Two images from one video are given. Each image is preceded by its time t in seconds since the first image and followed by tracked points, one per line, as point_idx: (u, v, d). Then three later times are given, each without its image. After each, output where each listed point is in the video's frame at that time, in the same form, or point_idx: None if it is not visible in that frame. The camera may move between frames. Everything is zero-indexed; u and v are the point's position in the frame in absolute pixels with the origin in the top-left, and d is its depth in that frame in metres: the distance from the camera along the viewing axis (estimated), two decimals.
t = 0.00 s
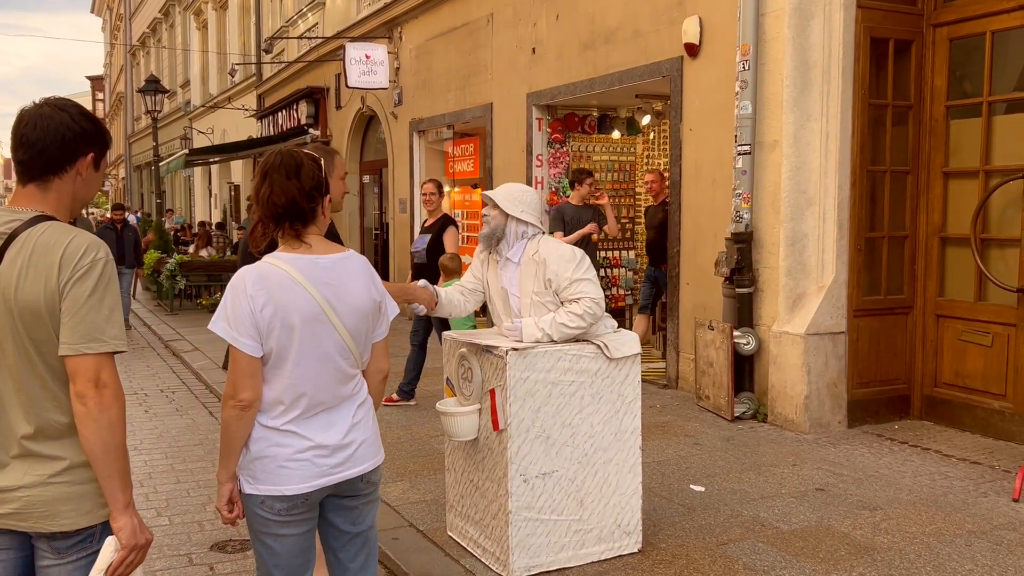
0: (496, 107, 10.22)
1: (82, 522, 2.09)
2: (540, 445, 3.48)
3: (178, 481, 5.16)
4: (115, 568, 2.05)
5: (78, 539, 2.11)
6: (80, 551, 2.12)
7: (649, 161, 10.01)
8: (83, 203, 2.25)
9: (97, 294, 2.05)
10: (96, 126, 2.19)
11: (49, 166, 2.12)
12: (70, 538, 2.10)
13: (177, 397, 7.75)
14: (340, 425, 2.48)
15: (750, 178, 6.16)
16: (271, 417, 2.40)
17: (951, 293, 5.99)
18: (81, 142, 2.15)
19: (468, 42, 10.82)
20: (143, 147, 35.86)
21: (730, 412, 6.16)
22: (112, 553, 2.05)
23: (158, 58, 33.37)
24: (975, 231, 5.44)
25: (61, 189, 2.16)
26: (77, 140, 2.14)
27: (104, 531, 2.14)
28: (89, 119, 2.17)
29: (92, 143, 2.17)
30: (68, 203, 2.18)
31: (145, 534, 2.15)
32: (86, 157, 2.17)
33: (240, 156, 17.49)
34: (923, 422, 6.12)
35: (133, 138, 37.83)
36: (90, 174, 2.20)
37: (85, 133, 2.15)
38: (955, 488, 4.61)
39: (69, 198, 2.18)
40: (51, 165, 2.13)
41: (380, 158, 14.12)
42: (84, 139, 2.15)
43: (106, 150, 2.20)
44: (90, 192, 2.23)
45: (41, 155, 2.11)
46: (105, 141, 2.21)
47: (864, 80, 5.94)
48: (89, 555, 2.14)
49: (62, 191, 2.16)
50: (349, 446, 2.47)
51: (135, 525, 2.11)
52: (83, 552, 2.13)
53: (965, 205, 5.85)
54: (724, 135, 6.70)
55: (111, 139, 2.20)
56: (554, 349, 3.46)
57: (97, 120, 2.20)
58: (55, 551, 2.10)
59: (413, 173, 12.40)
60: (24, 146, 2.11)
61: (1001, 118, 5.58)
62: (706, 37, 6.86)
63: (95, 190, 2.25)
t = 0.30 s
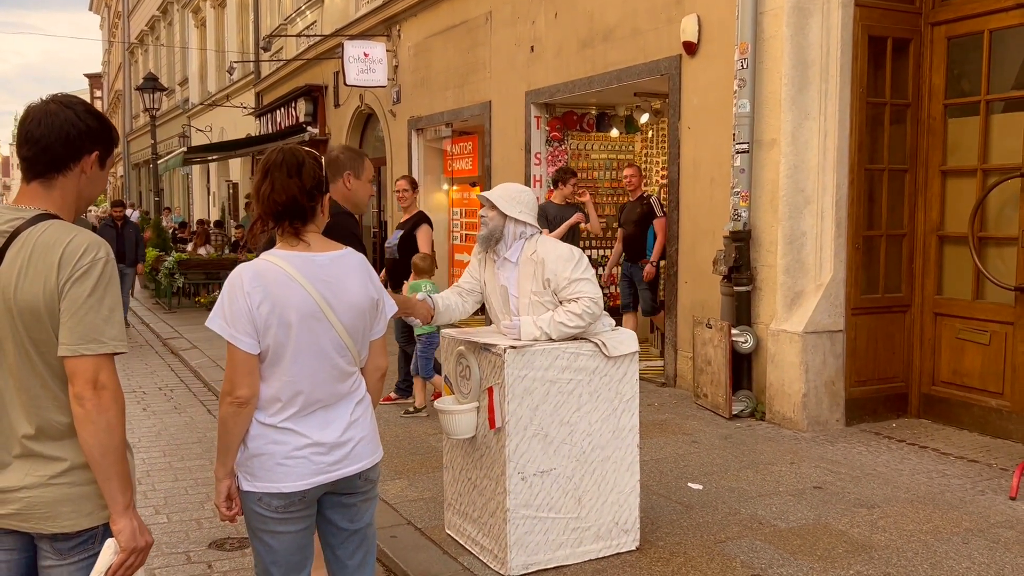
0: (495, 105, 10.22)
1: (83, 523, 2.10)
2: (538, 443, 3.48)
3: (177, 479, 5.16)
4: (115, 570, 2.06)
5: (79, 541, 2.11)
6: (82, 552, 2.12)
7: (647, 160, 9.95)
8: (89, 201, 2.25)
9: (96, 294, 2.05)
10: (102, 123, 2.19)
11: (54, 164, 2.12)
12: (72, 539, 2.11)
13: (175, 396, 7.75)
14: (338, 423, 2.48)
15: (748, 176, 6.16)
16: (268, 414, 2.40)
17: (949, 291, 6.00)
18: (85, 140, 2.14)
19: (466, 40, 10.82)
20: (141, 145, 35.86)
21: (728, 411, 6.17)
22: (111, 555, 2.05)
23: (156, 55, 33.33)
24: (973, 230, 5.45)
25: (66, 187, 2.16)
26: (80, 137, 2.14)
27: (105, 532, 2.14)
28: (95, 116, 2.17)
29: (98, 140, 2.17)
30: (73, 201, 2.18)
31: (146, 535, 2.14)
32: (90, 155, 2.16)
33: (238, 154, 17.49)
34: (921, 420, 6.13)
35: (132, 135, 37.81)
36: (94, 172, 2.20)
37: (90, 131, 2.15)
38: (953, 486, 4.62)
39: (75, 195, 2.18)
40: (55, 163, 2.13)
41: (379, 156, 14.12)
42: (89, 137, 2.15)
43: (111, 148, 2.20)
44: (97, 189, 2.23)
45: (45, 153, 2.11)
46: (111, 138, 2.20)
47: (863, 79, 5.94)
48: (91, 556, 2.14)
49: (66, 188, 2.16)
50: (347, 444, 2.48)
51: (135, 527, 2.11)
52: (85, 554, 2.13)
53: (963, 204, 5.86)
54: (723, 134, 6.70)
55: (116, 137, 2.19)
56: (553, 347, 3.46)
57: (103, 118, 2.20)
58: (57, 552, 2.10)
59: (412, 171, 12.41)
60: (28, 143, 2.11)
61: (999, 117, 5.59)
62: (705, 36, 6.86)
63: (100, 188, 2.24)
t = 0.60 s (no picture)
0: (492, 104, 10.21)
1: (67, 531, 2.09)
2: (536, 441, 3.48)
3: (174, 478, 5.16)
4: None
5: (65, 549, 2.11)
6: (69, 560, 2.12)
7: (644, 158, 10.01)
8: (93, 198, 2.24)
9: (80, 296, 2.03)
10: (107, 121, 2.17)
11: (53, 161, 2.11)
12: (58, 547, 2.10)
13: (172, 394, 7.74)
14: (335, 420, 2.48)
15: (745, 176, 6.18)
16: (265, 412, 2.40)
17: (946, 290, 6.01)
18: (85, 139, 2.13)
19: (464, 39, 10.82)
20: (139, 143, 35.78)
21: (726, 409, 6.18)
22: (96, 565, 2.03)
23: (154, 53, 33.26)
24: (970, 229, 5.46)
25: (66, 184, 2.15)
26: (79, 135, 2.12)
27: (92, 540, 2.14)
28: (97, 114, 2.15)
29: (100, 138, 2.15)
30: (72, 199, 2.17)
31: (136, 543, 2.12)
32: (90, 154, 2.15)
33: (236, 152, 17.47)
34: (918, 419, 6.14)
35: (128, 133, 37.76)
36: (95, 172, 2.19)
37: (92, 129, 2.13)
38: (949, 484, 4.63)
39: (75, 193, 2.17)
40: (53, 160, 2.11)
41: (377, 154, 14.12)
42: (90, 135, 2.13)
43: (112, 148, 2.18)
44: (101, 187, 2.22)
45: (44, 150, 2.10)
46: (114, 136, 2.19)
47: (860, 78, 5.94)
48: (79, 563, 2.14)
49: (66, 187, 2.15)
50: (344, 442, 2.47)
51: (123, 534, 2.09)
52: (72, 561, 2.13)
53: (960, 203, 5.87)
54: (720, 132, 6.71)
55: (117, 137, 2.17)
56: (551, 346, 3.47)
57: (108, 115, 2.18)
58: (45, 560, 2.10)
59: (409, 170, 12.41)
60: (29, 140, 2.11)
61: (996, 116, 5.60)
62: (703, 34, 6.86)
63: (103, 189, 2.22)
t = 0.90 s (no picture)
0: (488, 103, 10.21)
1: (10, 540, 1.84)
2: (532, 440, 3.48)
3: (169, 477, 5.14)
4: None
5: (15, 559, 1.86)
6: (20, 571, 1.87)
7: (640, 157, 10.04)
8: (66, 200, 2.03)
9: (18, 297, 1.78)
10: (74, 116, 1.99)
11: (14, 158, 1.91)
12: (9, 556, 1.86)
13: (167, 393, 7.74)
14: (331, 419, 2.47)
15: (741, 175, 6.18)
16: (263, 409, 2.39)
17: (941, 289, 6.02)
18: (50, 134, 1.94)
19: (459, 38, 10.81)
20: (133, 142, 35.75)
21: (721, 408, 6.18)
22: None
23: (148, 52, 33.23)
24: (965, 228, 5.46)
25: (31, 184, 1.94)
26: (41, 130, 1.93)
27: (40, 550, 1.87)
28: (65, 108, 1.97)
29: (68, 133, 1.96)
30: (40, 199, 1.96)
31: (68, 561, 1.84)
32: (56, 149, 1.95)
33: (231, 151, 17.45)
34: (913, 418, 6.16)
35: (122, 132, 37.68)
36: (64, 169, 1.99)
37: (56, 124, 1.95)
38: (945, 483, 4.64)
39: (43, 192, 1.97)
40: (15, 157, 1.91)
41: (372, 153, 14.13)
42: (54, 130, 1.94)
43: (81, 142, 1.99)
44: (73, 187, 2.02)
45: (3, 146, 1.89)
46: (83, 132, 2.00)
47: (856, 77, 5.95)
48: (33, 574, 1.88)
49: (31, 186, 1.94)
50: (341, 440, 2.47)
51: (53, 551, 1.81)
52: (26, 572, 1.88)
53: (955, 202, 5.88)
54: (715, 132, 6.71)
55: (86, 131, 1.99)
56: (548, 345, 3.46)
57: (77, 111, 2.00)
58: None
59: (404, 169, 12.42)
60: None
61: (991, 115, 5.60)
62: (698, 34, 6.88)
63: (73, 188, 2.02)
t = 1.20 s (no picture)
0: (482, 102, 10.20)
1: None
2: (528, 440, 3.47)
3: (162, 478, 5.12)
4: None
5: None
6: None
7: (634, 158, 9.93)
8: (37, 203, 1.91)
9: None
10: (43, 113, 1.87)
11: None
12: None
13: (160, 393, 7.71)
14: (329, 420, 2.46)
15: (736, 174, 6.18)
16: (265, 407, 2.36)
17: (935, 289, 6.03)
18: (14, 130, 1.81)
19: (453, 37, 10.79)
20: (126, 142, 35.65)
21: (716, 408, 6.19)
22: None
23: (140, 50, 33.12)
24: (960, 227, 5.47)
25: None
26: (6, 128, 1.80)
27: None
28: (33, 104, 1.85)
29: (36, 131, 1.85)
30: (8, 202, 1.83)
31: None
32: (22, 147, 1.83)
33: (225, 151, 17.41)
34: (907, 417, 6.17)
35: (114, 132, 37.56)
36: (33, 169, 1.85)
37: (21, 120, 1.82)
38: (940, 482, 4.65)
39: (12, 195, 1.84)
40: None
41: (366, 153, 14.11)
42: (19, 127, 1.82)
43: (48, 139, 1.87)
44: (44, 188, 1.89)
45: None
46: (52, 130, 1.88)
47: (850, 77, 5.96)
48: None
49: None
50: (338, 441, 2.46)
51: None
52: None
53: (949, 201, 5.90)
54: (710, 131, 6.72)
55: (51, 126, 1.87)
56: (543, 344, 3.45)
57: (47, 108, 1.89)
58: None
59: (399, 169, 12.41)
60: None
61: (985, 115, 5.62)
62: (692, 33, 6.87)
63: (46, 191, 1.90)
